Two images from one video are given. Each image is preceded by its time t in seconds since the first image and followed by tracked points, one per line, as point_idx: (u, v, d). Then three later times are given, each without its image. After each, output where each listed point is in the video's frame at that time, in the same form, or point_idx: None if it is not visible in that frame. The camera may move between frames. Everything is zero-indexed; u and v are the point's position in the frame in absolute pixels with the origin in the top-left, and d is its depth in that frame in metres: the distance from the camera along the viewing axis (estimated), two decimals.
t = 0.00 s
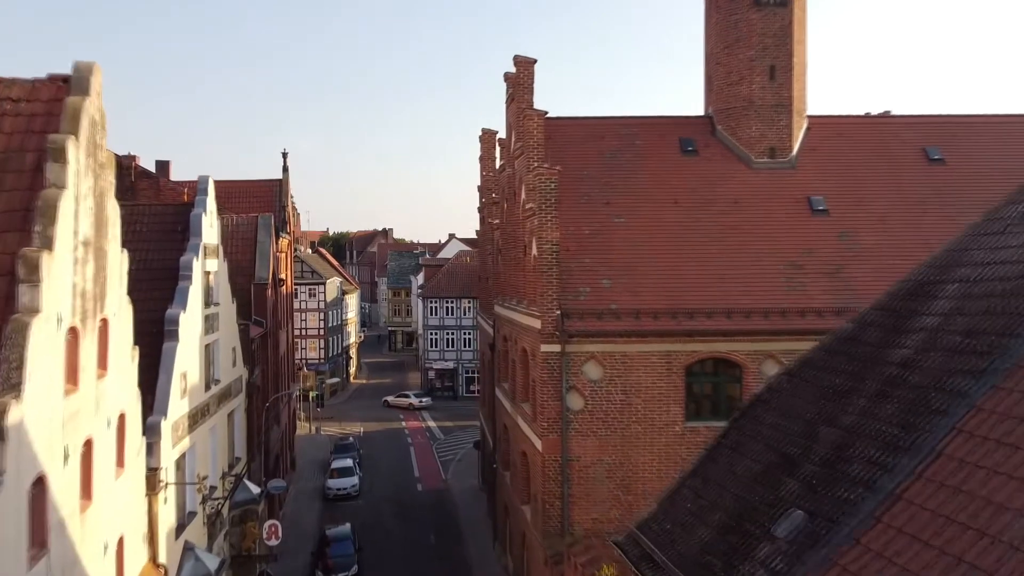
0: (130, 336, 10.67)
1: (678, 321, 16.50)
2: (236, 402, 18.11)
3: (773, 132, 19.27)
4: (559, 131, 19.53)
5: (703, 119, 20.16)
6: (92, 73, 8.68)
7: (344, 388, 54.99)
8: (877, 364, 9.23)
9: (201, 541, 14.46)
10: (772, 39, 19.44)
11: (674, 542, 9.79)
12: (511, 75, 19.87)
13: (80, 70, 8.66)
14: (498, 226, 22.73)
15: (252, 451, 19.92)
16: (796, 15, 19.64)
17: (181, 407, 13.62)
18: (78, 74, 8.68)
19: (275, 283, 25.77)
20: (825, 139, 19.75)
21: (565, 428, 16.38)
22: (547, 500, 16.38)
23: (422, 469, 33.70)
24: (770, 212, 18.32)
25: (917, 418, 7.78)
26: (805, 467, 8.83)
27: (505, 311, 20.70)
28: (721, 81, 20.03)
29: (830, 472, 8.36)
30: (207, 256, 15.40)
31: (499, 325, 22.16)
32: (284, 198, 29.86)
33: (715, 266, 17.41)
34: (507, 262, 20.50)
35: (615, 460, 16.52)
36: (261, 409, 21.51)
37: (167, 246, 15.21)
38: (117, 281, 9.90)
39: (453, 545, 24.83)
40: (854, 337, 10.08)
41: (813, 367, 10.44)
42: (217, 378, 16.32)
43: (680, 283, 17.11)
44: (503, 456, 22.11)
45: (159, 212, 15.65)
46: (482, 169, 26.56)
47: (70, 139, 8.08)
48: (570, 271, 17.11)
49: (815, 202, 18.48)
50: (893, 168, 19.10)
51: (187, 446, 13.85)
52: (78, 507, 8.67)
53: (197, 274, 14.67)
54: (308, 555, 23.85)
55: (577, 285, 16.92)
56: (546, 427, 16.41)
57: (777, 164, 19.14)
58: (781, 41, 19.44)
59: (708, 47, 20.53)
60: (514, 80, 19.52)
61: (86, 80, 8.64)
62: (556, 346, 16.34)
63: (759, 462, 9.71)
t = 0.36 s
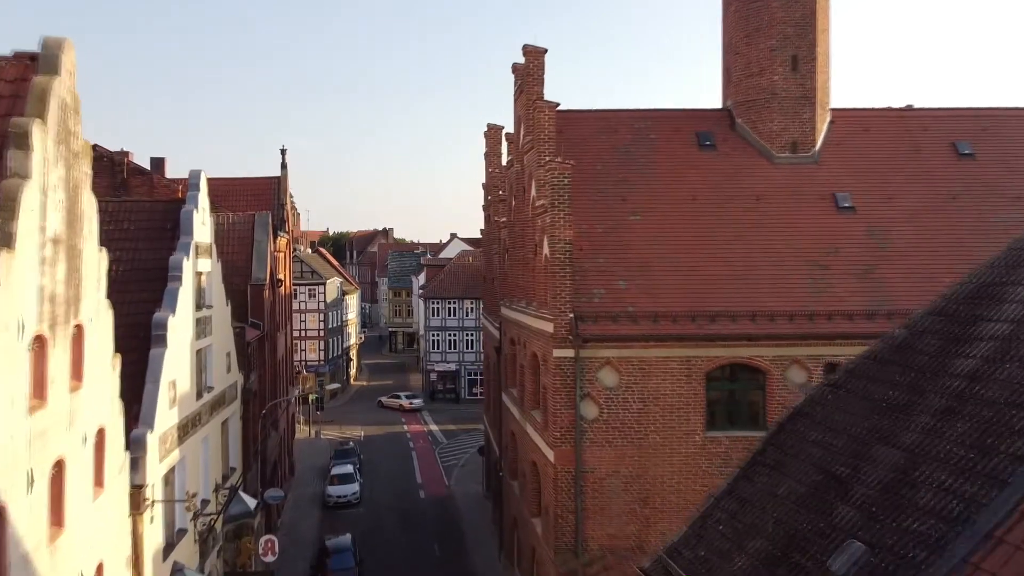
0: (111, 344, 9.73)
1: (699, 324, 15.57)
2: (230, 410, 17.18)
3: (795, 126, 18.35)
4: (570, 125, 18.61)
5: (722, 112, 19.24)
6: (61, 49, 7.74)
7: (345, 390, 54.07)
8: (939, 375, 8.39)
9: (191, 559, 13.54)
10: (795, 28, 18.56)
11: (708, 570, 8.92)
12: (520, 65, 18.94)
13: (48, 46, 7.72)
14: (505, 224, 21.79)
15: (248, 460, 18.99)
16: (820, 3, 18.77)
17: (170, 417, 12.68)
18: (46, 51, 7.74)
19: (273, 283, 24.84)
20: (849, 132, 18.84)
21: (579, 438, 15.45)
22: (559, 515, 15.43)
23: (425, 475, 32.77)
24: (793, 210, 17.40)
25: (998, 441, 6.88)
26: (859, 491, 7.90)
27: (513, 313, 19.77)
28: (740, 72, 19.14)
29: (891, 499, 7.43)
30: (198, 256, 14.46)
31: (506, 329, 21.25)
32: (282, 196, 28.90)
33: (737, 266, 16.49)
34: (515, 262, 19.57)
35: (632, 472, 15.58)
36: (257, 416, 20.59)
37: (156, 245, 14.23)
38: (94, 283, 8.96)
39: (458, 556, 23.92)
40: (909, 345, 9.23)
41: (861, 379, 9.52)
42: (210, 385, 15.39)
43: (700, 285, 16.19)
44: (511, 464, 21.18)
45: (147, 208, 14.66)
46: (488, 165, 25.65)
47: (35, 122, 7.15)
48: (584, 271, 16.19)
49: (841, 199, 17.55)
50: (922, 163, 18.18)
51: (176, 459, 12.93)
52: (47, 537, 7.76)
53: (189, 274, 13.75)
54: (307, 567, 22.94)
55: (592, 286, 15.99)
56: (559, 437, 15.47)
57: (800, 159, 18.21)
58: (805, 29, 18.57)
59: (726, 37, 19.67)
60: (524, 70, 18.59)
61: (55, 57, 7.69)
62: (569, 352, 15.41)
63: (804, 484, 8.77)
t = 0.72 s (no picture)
0: (86, 351, 8.83)
1: (720, 328, 14.63)
2: (222, 419, 16.24)
3: (819, 118, 17.43)
4: (582, 117, 17.68)
5: (740, 104, 18.31)
6: (21, 20, 6.84)
7: (345, 392, 53.14)
8: (1012, 389, 7.48)
9: None
10: (818, 16, 17.69)
11: None
12: (529, 55, 18.01)
13: (8, 17, 6.82)
14: (511, 222, 20.85)
15: (242, 470, 18.04)
16: None
17: (156, 429, 11.75)
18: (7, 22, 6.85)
19: (270, 284, 23.91)
20: (875, 125, 17.90)
21: (593, 450, 14.51)
22: (571, 531, 14.49)
23: (427, 481, 31.82)
24: (818, 206, 16.48)
25: None
26: (924, 522, 6.98)
27: (522, 315, 18.83)
28: (760, 62, 18.27)
29: (966, 531, 6.52)
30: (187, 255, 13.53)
31: (513, 332, 20.30)
32: (279, 193, 27.96)
33: (760, 266, 15.56)
34: (523, 262, 18.63)
35: (650, 485, 14.64)
36: (252, 423, 19.65)
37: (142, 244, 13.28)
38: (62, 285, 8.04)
39: (462, 567, 22.99)
40: (971, 355, 8.32)
41: (916, 392, 8.61)
42: (200, 393, 14.46)
43: (721, 286, 15.26)
44: (518, 474, 20.24)
45: (132, 204, 13.70)
46: (493, 162, 24.71)
47: None
48: (598, 272, 15.26)
49: (868, 195, 16.63)
50: (953, 157, 17.26)
51: (162, 474, 11.99)
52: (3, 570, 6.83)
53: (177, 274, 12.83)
54: None
55: (606, 288, 15.07)
56: (571, 448, 14.53)
57: (824, 153, 17.28)
58: (828, 17, 17.70)
59: (745, 26, 18.81)
60: (533, 60, 17.66)
61: (16, 30, 6.81)
62: (583, 358, 14.48)
63: (857, 511, 7.86)
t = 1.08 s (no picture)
0: (51, 360, 7.92)
1: (744, 333, 13.69)
2: (213, 428, 15.31)
3: (845, 109, 16.51)
4: (594, 109, 16.75)
5: (761, 95, 17.37)
6: None
7: (344, 394, 52.23)
8: None
9: None
10: (844, 2, 16.78)
11: None
12: (538, 45, 17.07)
13: None
14: (518, 221, 19.91)
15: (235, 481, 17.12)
16: None
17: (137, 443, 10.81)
18: None
19: (266, 285, 22.97)
20: (904, 117, 16.95)
21: (608, 463, 13.57)
22: (585, 550, 13.54)
23: (429, 488, 30.87)
24: (845, 203, 15.53)
25: None
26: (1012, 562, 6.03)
27: (530, 318, 17.91)
28: (781, 51, 17.34)
29: None
30: (173, 255, 12.59)
31: (520, 336, 19.37)
32: (277, 191, 27.01)
33: (785, 266, 14.62)
34: (532, 262, 17.71)
35: (669, 500, 13.69)
36: (246, 432, 18.71)
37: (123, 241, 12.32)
38: (19, 289, 7.13)
39: None
40: None
41: (987, 410, 7.71)
42: (188, 402, 13.52)
43: (744, 287, 14.32)
44: (525, 484, 19.30)
45: (113, 198, 12.72)
46: (498, 158, 23.77)
47: None
48: (613, 272, 14.33)
49: (898, 191, 15.68)
50: (986, 151, 16.30)
51: (144, 491, 11.06)
52: None
53: (161, 275, 11.89)
54: None
55: (622, 289, 14.14)
56: (585, 461, 13.58)
57: (850, 147, 16.34)
58: (855, 3, 16.78)
59: (766, 13, 17.93)
60: (542, 49, 16.72)
61: None
62: (599, 364, 13.55)
63: (923, 545, 6.88)
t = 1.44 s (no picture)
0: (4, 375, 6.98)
1: (770, 339, 12.73)
2: (201, 439, 14.35)
3: (872, 100, 15.57)
4: (607, 100, 15.82)
5: (783, 85, 16.42)
6: None
7: (344, 397, 51.32)
8: None
9: None
10: None
11: None
12: (547, 32, 16.11)
13: None
14: (524, 219, 18.98)
15: (226, 495, 16.17)
16: None
17: (111, 460, 9.84)
18: None
19: (261, 286, 22.02)
20: (934, 109, 16.00)
21: (624, 477, 12.61)
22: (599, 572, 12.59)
23: (430, 495, 29.92)
24: (874, 198, 14.57)
25: None
26: None
27: (538, 321, 16.95)
28: (805, 39, 16.49)
29: None
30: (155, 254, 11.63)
31: (527, 339, 18.42)
32: (273, 188, 26.05)
33: (811, 266, 13.68)
34: (541, 262, 16.78)
35: (689, 517, 12.75)
36: (237, 441, 17.75)
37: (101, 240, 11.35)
38: None
39: None
40: None
41: None
42: (171, 413, 12.56)
43: (769, 288, 13.37)
44: (532, 495, 18.36)
45: (90, 193, 11.74)
46: (503, 153, 22.84)
47: None
48: (628, 273, 13.39)
49: (930, 186, 14.72)
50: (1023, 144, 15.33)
51: (119, 512, 10.08)
52: None
53: (140, 275, 10.94)
54: None
55: (638, 292, 13.20)
56: (599, 476, 12.63)
57: (878, 139, 15.39)
58: None
59: None
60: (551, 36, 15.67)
61: None
62: (614, 372, 12.60)
63: None
